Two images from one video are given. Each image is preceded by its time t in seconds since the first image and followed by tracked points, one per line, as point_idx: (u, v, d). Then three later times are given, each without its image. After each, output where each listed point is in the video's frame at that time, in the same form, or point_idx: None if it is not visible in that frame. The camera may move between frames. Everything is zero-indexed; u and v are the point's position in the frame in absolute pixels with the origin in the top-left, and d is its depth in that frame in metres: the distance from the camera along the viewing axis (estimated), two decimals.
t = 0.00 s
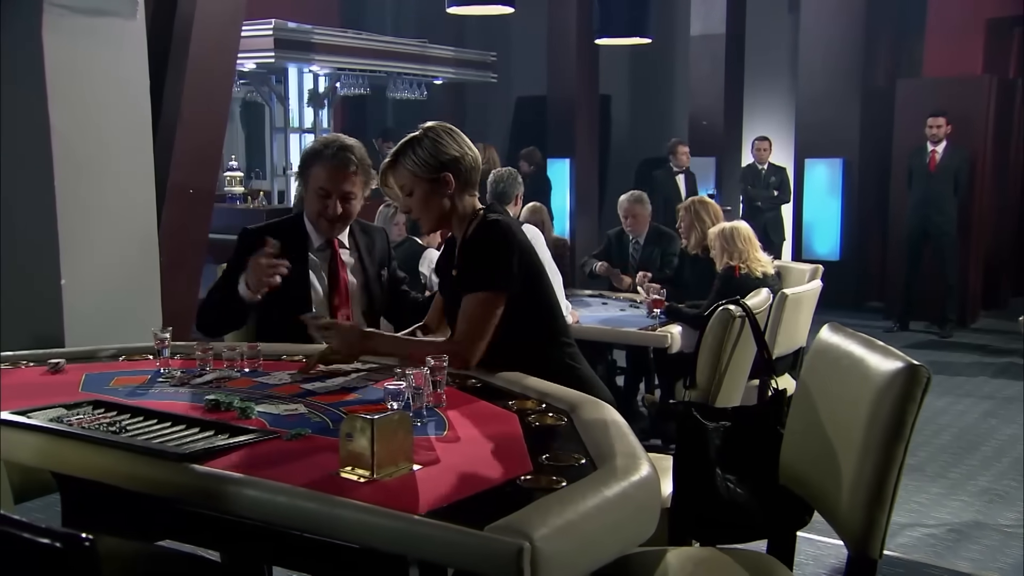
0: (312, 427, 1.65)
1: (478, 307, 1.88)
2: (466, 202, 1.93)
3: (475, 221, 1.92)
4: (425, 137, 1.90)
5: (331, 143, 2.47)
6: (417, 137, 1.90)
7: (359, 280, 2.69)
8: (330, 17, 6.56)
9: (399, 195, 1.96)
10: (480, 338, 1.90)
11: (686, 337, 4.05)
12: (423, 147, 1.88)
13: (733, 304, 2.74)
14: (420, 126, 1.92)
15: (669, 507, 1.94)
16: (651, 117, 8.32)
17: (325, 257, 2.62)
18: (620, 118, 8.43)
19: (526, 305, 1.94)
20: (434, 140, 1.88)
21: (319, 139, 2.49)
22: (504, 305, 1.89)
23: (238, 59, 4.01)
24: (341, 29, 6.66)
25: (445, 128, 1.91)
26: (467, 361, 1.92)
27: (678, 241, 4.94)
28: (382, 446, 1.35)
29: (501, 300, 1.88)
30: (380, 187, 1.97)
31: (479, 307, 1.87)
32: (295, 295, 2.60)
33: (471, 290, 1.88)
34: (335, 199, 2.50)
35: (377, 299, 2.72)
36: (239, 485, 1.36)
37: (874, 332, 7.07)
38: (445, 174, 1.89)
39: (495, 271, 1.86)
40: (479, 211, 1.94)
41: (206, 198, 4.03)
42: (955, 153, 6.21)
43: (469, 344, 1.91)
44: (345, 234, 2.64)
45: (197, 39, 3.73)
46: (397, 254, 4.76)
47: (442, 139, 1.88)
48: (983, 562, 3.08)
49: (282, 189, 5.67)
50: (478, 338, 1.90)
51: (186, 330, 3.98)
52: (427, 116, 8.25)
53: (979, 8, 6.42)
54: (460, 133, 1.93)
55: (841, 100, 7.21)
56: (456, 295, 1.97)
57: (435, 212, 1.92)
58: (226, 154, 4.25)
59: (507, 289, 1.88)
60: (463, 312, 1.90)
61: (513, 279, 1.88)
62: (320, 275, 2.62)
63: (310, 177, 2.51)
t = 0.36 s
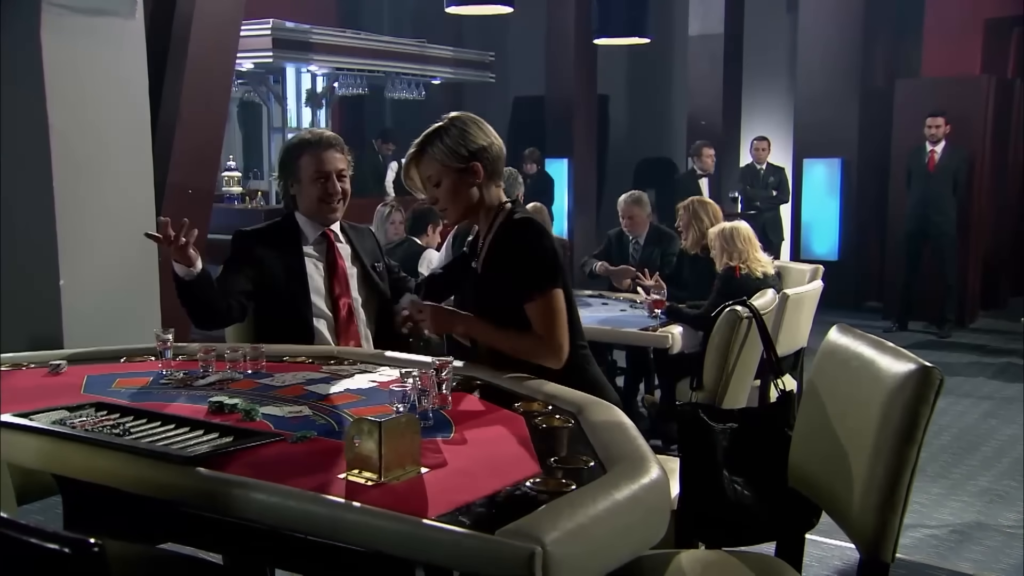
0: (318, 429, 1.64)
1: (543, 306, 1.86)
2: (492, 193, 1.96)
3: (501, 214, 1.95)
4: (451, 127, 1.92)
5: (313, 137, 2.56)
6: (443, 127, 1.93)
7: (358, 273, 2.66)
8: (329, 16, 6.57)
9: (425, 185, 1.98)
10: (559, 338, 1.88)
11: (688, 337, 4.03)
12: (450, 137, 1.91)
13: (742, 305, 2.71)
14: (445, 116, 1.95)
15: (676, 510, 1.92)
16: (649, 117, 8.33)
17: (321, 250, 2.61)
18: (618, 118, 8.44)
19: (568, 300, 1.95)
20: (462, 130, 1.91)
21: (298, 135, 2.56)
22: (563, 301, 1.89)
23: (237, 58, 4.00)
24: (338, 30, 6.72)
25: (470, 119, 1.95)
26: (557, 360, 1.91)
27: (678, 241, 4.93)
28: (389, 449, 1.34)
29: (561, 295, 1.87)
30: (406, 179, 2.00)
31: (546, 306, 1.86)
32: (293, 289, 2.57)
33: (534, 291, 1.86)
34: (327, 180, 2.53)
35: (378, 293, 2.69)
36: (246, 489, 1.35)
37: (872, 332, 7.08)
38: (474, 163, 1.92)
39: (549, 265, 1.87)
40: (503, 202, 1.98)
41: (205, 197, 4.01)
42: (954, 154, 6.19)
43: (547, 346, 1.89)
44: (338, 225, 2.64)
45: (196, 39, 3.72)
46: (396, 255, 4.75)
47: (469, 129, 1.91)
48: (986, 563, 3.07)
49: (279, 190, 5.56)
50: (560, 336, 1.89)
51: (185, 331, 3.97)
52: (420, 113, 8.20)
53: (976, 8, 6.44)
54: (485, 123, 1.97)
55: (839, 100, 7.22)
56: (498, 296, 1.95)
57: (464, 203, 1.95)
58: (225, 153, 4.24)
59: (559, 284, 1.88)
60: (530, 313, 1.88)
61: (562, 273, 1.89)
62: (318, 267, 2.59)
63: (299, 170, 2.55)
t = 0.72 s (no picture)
0: (324, 432, 1.62)
1: (585, 313, 1.84)
2: (546, 194, 1.93)
3: (551, 216, 1.93)
4: (512, 122, 1.89)
5: (311, 138, 2.55)
6: (504, 122, 1.90)
7: (353, 274, 2.64)
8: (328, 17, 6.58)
9: (479, 178, 1.95)
10: (598, 347, 1.86)
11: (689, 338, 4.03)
12: (510, 131, 1.88)
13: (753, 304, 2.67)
14: (507, 111, 1.92)
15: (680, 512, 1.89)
16: (647, 117, 8.33)
17: (318, 252, 2.59)
18: (616, 118, 8.44)
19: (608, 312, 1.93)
20: (524, 126, 1.89)
21: (294, 137, 2.55)
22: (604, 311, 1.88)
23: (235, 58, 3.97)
24: (336, 29, 6.75)
25: (531, 116, 1.92)
26: (592, 371, 1.87)
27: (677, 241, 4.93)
28: (397, 453, 1.33)
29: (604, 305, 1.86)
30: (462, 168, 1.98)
31: (587, 314, 1.84)
32: (291, 291, 2.54)
33: (578, 298, 1.84)
34: (327, 181, 2.52)
35: (375, 294, 2.67)
36: (254, 492, 1.34)
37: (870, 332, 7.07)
38: (530, 161, 1.89)
39: (596, 274, 1.86)
40: (554, 204, 1.95)
41: (204, 198, 3.99)
42: (953, 154, 6.15)
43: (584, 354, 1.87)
44: (334, 226, 2.63)
45: (194, 38, 3.70)
46: (395, 255, 4.74)
47: (530, 127, 1.89)
48: (989, 565, 3.06)
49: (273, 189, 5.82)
50: (597, 346, 1.86)
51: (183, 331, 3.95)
52: (416, 113, 8.42)
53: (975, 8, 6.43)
54: (546, 123, 1.95)
55: (838, 101, 7.21)
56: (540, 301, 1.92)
57: (516, 200, 1.92)
58: (223, 153, 4.22)
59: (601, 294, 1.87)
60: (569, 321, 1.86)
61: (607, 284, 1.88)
62: (314, 268, 2.57)
63: (299, 172, 2.53)
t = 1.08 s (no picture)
0: (330, 435, 1.61)
1: (594, 321, 1.84)
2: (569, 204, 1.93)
3: (573, 227, 1.93)
4: (538, 129, 1.89)
5: (316, 139, 2.54)
6: (531, 129, 1.89)
7: (353, 277, 2.63)
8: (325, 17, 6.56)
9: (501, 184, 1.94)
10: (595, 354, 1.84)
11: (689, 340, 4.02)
12: (537, 139, 1.88)
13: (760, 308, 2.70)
14: (534, 118, 1.92)
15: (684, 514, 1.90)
16: (644, 117, 8.32)
17: (320, 255, 2.58)
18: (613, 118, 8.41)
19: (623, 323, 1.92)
20: (551, 135, 1.88)
21: (299, 137, 2.54)
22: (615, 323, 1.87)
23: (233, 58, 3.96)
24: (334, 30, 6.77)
25: (559, 125, 1.91)
26: (584, 376, 1.85)
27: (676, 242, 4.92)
28: (406, 456, 1.31)
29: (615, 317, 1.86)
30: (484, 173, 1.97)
31: (593, 322, 1.83)
32: (294, 295, 2.53)
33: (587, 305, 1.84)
34: (332, 184, 2.51)
35: (374, 298, 2.68)
36: (261, 497, 1.32)
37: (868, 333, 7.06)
38: (555, 170, 1.88)
39: (616, 286, 1.85)
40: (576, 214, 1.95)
41: (201, 199, 3.97)
42: (951, 154, 6.15)
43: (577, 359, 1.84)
44: (336, 229, 2.61)
45: (192, 38, 3.68)
46: (394, 257, 4.72)
47: (556, 136, 1.88)
48: (992, 566, 3.05)
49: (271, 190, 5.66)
50: (594, 354, 1.84)
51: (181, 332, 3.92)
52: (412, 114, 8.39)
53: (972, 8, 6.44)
54: (572, 133, 1.94)
55: (835, 101, 7.23)
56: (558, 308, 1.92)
57: (538, 207, 1.92)
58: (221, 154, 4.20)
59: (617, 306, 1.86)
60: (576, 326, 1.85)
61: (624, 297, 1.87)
62: (317, 271, 2.56)
63: (304, 173, 2.51)
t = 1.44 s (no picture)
0: (337, 438, 1.60)
1: (599, 307, 1.82)
2: (569, 181, 1.92)
3: (571, 206, 1.91)
4: (545, 104, 1.88)
5: (318, 141, 2.53)
6: (539, 102, 1.88)
7: (355, 279, 2.61)
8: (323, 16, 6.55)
9: (505, 156, 1.94)
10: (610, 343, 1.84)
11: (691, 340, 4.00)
12: (543, 113, 1.87)
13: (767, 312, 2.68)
14: (543, 93, 1.91)
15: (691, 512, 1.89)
16: (641, 117, 8.32)
17: (323, 257, 2.56)
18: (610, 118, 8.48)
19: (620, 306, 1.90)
20: (558, 109, 1.87)
21: (301, 139, 2.54)
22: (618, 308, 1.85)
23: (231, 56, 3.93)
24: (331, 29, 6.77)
25: (570, 101, 1.90)
26: (601, 367, 1.86)
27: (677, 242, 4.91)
28: (416, 460, 1.30)
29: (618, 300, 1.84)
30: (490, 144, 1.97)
31: (600, 309, 1.82)
32: (296, 298, 2.52)
33: (589, 294, 1.82)
34: (334, 187, 2.49)
35: (376, 301, 2.64)
36: (270, 501, 1.31)
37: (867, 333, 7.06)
38: (557, 145, 1.87)
39: (615, 269, 1.83)
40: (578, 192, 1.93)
41: (200, 199, 3.95)
42: (950, 154, 6.15)
43: (593, 348, 1.85)
44: (339, 231, 2.60)
45: (191, 38, 3.66)
46: (393, 257, 4.71)
47: (562, 111, 1.87)
48: (996, 568, 3.05)
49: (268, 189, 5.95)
50: (608, 346, 1.85)
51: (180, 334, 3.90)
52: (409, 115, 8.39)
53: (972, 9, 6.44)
54: (583, 110, 1.93)
55: (835, 102, 7.23)
56: (552, 292, 1.90)
57: (538, 181, 1.91)
58: (218, 154, 4.17)
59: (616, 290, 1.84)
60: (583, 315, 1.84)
61: (623, 280, 1.85)
62: (319, 273, 2.55)
63: (306, 174, 2.49)
